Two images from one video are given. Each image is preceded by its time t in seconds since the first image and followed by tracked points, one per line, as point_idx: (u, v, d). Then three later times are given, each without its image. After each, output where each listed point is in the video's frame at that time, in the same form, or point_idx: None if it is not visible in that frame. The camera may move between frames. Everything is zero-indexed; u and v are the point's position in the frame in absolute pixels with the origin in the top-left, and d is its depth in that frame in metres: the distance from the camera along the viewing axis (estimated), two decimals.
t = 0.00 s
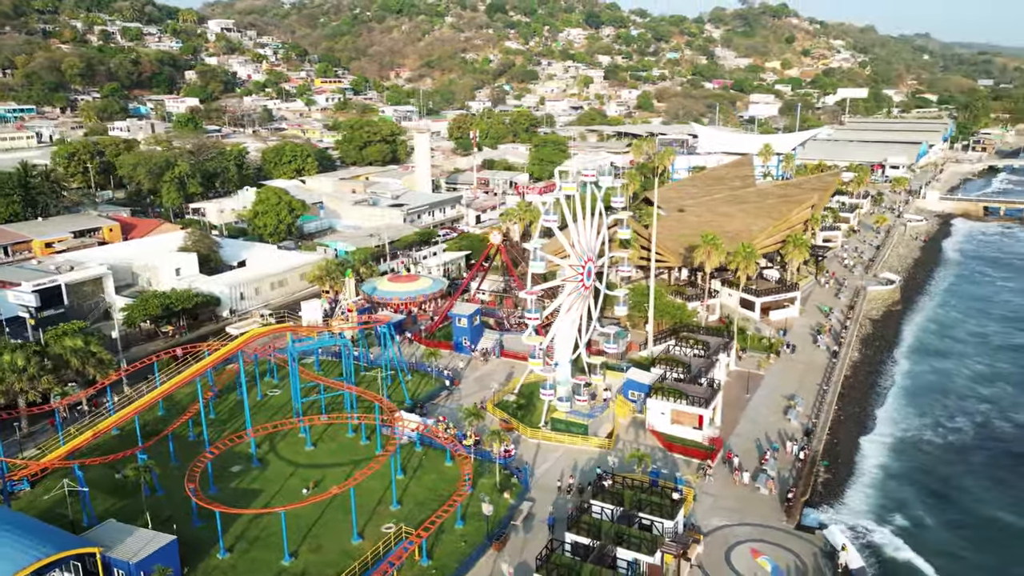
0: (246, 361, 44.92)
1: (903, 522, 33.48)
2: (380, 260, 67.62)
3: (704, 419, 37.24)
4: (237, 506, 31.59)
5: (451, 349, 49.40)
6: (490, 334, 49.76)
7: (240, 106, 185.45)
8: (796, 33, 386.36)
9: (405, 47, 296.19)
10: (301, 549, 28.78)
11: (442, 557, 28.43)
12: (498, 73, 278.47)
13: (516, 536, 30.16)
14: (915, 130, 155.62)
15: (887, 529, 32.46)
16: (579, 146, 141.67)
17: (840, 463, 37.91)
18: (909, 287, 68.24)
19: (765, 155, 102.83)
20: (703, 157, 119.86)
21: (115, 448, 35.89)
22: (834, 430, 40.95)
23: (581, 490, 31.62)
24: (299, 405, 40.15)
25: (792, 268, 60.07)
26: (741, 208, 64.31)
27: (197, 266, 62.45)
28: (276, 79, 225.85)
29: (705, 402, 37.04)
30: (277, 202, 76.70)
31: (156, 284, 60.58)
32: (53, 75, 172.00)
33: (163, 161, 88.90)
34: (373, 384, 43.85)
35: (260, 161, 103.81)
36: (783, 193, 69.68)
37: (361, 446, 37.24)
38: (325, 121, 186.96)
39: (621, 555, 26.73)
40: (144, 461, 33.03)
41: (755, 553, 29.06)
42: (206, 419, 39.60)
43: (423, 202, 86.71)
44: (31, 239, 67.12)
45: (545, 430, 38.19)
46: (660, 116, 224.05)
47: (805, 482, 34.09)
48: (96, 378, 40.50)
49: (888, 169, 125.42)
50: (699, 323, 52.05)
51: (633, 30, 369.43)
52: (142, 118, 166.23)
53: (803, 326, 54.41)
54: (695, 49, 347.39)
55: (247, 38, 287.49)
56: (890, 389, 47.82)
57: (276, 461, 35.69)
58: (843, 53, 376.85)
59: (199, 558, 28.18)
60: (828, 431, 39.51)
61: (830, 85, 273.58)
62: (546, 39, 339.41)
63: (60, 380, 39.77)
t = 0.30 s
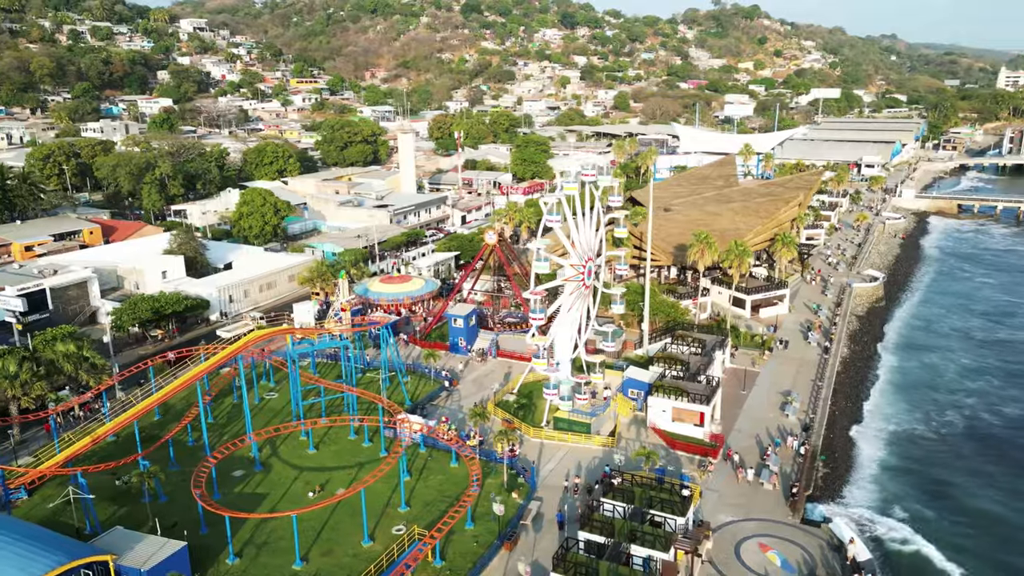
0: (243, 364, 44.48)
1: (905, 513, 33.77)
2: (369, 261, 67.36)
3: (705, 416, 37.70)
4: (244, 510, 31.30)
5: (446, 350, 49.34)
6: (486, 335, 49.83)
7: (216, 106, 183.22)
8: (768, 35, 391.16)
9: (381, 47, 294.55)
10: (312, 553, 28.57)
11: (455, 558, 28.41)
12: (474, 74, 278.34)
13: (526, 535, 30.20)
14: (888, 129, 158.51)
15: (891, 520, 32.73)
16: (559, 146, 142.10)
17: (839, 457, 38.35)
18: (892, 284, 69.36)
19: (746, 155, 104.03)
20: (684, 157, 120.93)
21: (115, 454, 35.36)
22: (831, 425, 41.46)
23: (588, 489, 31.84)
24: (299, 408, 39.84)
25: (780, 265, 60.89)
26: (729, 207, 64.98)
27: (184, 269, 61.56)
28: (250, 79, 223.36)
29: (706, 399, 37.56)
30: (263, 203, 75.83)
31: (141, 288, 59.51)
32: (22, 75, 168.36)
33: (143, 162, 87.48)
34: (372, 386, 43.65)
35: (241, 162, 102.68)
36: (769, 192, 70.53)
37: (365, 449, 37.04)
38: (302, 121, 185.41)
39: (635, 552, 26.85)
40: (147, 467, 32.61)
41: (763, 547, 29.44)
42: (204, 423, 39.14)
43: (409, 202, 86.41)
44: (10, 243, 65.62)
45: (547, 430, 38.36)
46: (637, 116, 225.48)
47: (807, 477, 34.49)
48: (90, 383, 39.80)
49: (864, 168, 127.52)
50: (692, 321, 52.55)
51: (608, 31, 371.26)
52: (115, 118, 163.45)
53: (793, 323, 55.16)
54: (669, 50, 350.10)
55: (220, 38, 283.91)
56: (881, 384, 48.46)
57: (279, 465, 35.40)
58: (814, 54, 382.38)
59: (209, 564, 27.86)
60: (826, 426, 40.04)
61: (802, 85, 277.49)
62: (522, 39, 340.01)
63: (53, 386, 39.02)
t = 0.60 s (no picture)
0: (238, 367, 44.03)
1: (906, 506, 34.06)
2: (358, 262, 66.97)
3: (707, 413, 38.09)
4: (251, 515, 30.96)
5: (443, 351, 49.26)
6: (481, 336, 49.86)
7: (191, 107, 180.73)
8: (740, 36, 395.71)
9: (356, 48, 292.74)
10: (323, 557, 28.35)
11: (469, 559, 28.37)
12: (451, 74, 277.90)
13: (537, 535, 30.26)
14: (862, 129, 161.22)
15: (893, 512, 33.02)
16: (540, 147, 142.36)
17: (838, 450, 38.78)
18: (875, 281, 70.46)
19: (727, 154, 105.13)
20: (665, 156, 121.87)
21: (114, 461, 34.78)
22: (828, 420, 41.97)
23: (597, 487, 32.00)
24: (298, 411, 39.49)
25: (768, 263, 61.59)
26: (717, 206, 65.59)
27: (171, 271, 60.65)
28: (225, 79, 220.71)
29: (707, 396, 38.07)
30: (248, 204, 75.13)
31: (126, 291, 58.52)
32: None
33: (122, 164, 85.99)
34: (370, 387, 43.43)
35: (222, 163, 101.44)
36: (754, 191, 71.30)
37: (368, 451, 36.81)
38: (279, 122, 183.67)
39: (649, 549, 27.00)
40: (149, 473, 32.15)
41: (772, 542, 29.82)
42: (202, 428, 38.70)
43: (395, 203, 86.06)
44: None
45: (550, 429, 38.51)
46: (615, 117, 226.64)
47: (809, 472, 34.91)
48: (84, 389, 39.11)
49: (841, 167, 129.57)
50: (686, 320, 52.98)
51: (584, 32, 372.71)
52: (87, 119, 160.47)
53: (783, 321, 55.83)
54: (645, 51, 352.45)
55: (192, 38, 280.12)
56: (873, 378, 49.05)
57: (282, 469, 35.06)
58: (786, 54, 387.49)
59: (219, 569, 27.53)
60: (822, 421, 40.53)
61: (776, 86, 281.23)
62: (498, 40, 340.32)
63: (46, 392, 38.31)
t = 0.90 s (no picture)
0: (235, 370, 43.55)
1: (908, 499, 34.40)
2: (348, 263, 66.56)
3: (708, 411, 38.46)
4: (259, 519, 30.64)
5: (439, 352, 49.14)
6: (478, 336, 49.80)
7: (165, 107, 178.03)
8: (714, 37, 399.85)
9: (332, 48, 290.60)
10: (336, 560, 28.13)
11: (483, 559, 28.38)
12: (428, 74, 277.22)
13: (548, 534, 30.36)
14: (837, 128, 163.67)
15: (896, 506, 33.38)
16: (522, 147, 142.60)
17: (836, 445, 39.28)
18: (860, 278, 71.56)
19: (710, 154, 106.14)
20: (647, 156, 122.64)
21: (115, 467, 34.25)
22: (824, 414, 42.53)
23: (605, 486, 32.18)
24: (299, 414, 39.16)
25: (757, 261, 62.25)
26: (706, 205, 66.14)
27: (158, 274, 59.74)
28: (199, 79, 217.99)
29: (709, 394, 38.50)
30: (234, 205, 74.29)
31: (113, 295, 57.52)
32: None
33: (102, 165, 84.53)
34: (369, 389, 43.17)
35: (202, 165, 100.15)
36: (740, 190, 72.07)
37: (372, 453, 36.63)
38: (257, 122, 181.96)
39: (663, 545, 27.18)
40: (154, 479, 31.75)
41: (780, 537, 30.23)
42: (202, 432, 38.25)
43: (381, 204, 85.62)
44: None
45: (554, 429, 38.63)
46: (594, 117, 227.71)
47: (811, 467, 35.37)
48: (79, 394, 38.45)
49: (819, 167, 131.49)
50: (680, 318, 53.42)
51: (560, 33, 373.91)
52: (59, 120, 157.56)
53: (774, 318, 56.49)
54: (620, 51, 354.49)
55: (165, 37, 276.29)
56: (864, 372, 49.71)
57: (286, 472, 34.77)
58: (760, 55, 392.08)
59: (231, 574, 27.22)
60: (819, 416, 41.04)
61: (751, 87, 284.52)
62: (475, 40, 340.24)
63: (40, 399, 37.57)
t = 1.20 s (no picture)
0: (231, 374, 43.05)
1: (909, 493, 34.84)
2: (337, 265, 66.13)
3: (709, 408, 38.83)
4: (268, 524, 30.33)
5: (436, 352, 49.06)
6: (474, 337, 49.76)
7: (139, 108, 175.26)
8: (688, 37, 403.46)
9: (306, 48, 286.87)
10: (349, 563, 27.93)
11: (497, 559, 28.39)
12: (405, 74, 276.20)
13: (559, 532, 30.44)
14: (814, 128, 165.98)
15: (898, 499, 33.84)
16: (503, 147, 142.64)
17: (834, 440, 39.79)
18: (844, 276, 72.62)
19: (692, 154, 107.10)
20: (629, 156, 123.32)
21: (115, 473, 33.64)
22: (820, 410, 43.11)
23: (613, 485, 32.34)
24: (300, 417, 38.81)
25: (746, 259, 62.93)
26: (695, 204, 66.67)
27: (145, 277, 58.81)
28: (173, 79, 214.99)
29: (710, 391, 38.93)
30: (219, 207, 73.50)
31: (99, 299, 56.50)
32: None
33: (81, 167, 83.08)
34: (368, 391, 42.93)
35: (182, 166, 98.77)
36: (727, 189, 72.78)
37: (376, 455, 36.44)
38: (233, 123, 179.96)
39: (677, 542, 27.36)
40: (158, 485, 31.30)
41: (788, 531, 30.64)
42: (201, 437, 37.77)
43: (367, 205, 85.11)
44: None
45: (557, 428, 38.76)
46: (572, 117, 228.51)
47: (812, 461, 35.87)
48: (74, 400, 37.74)
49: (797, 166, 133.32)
50: (673, 316, 53.89)
51: (536, 33, 374.61)
52: (30, 121, 154.48)
53: (765, 315, 57.18)
54: (596, 52, 356.00)
55: (136, 36, 272.25)
56: (855, 366, 50.36)
57: (291, 476, 34.45)
58: (733, 56, 396.34)
59: None
60: (816, 412, 41.61)
61: (726, 87, 287.53)
62: (452, 40, 340.00)
63: (35, 405, 36.89)
